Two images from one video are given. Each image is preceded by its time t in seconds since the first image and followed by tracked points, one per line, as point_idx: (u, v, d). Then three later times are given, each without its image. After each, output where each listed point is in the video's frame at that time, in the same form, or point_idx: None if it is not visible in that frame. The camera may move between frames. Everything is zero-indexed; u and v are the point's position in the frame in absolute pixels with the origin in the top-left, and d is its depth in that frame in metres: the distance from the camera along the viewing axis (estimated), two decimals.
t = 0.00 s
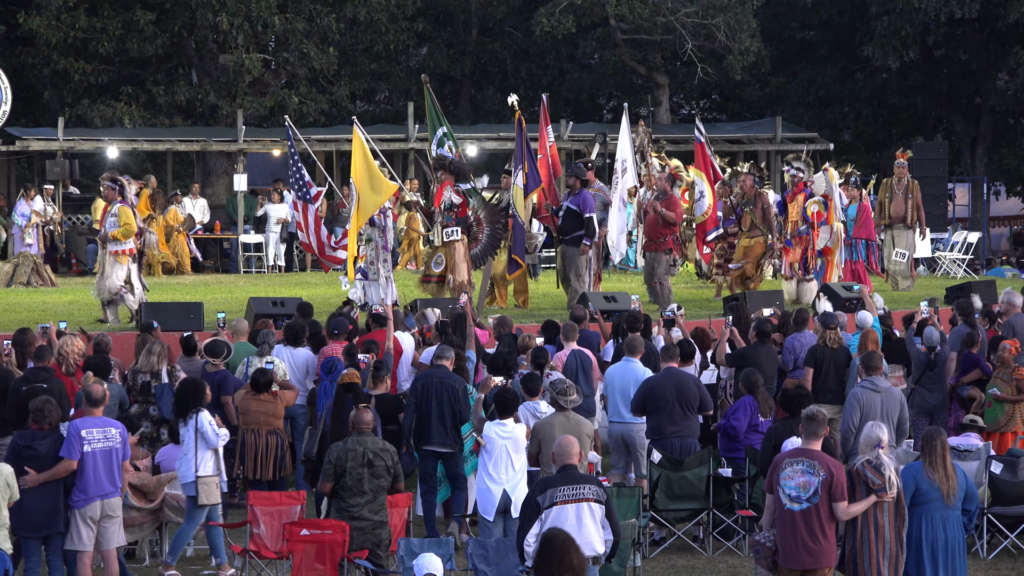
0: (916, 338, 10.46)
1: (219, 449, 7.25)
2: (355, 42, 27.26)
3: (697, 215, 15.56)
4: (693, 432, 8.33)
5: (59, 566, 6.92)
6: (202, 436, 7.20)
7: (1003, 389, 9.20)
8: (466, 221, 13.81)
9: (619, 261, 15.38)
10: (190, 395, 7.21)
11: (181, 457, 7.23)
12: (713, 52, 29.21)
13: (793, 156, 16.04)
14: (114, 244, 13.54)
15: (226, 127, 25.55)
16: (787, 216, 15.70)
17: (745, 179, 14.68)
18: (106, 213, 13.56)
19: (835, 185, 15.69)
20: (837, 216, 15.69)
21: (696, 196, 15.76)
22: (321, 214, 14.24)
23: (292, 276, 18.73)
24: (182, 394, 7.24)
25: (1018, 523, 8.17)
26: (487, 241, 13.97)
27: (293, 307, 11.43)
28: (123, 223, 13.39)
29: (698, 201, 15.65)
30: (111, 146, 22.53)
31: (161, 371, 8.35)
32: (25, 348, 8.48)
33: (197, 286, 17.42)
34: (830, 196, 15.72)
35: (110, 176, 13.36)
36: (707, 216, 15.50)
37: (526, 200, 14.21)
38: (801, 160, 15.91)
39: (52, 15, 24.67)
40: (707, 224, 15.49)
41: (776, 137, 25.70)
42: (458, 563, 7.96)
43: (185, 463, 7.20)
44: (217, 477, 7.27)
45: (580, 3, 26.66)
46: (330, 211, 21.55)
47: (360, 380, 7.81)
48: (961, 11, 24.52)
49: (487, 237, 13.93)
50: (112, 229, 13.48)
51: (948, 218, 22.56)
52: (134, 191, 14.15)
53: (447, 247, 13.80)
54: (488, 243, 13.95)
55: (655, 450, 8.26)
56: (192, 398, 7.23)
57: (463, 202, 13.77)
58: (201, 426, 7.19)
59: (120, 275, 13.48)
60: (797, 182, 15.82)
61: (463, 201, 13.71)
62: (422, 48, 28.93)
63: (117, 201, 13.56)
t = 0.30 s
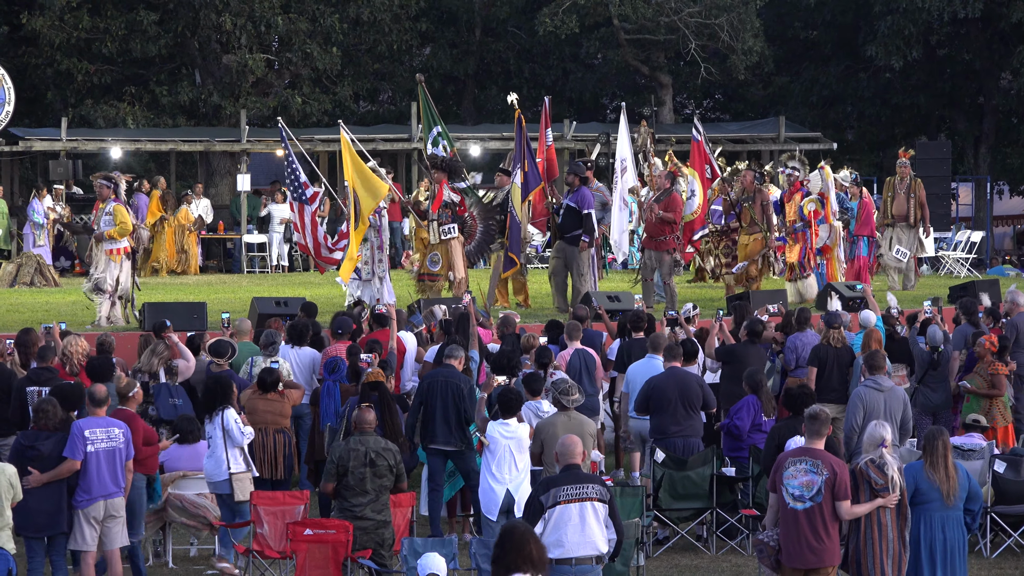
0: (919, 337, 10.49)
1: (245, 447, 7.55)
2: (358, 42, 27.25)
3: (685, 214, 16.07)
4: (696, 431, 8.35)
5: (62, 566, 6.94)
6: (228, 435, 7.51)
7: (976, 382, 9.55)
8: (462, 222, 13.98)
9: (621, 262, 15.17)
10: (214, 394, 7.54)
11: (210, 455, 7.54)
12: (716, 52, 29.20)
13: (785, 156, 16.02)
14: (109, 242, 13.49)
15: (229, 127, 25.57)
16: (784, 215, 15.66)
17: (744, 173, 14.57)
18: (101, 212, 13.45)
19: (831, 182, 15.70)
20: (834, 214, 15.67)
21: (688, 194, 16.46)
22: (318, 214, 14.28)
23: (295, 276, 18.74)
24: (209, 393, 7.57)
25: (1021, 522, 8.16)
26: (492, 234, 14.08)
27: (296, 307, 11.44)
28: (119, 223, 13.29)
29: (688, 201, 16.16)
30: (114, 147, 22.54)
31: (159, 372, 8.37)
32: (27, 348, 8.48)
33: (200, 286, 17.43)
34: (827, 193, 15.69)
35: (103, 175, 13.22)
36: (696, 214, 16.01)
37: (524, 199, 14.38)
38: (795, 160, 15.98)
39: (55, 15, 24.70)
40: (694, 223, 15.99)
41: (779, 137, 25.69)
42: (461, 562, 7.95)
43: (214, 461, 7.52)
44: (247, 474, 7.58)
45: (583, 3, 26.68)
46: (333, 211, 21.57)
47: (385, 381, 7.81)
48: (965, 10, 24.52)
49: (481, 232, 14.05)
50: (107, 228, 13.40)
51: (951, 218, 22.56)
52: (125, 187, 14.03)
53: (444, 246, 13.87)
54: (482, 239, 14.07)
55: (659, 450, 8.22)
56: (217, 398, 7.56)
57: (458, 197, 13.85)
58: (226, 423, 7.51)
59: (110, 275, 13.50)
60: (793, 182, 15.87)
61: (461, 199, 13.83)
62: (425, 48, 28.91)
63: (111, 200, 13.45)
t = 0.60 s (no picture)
0: (921, 334, 10.50)
1: (269, 448, 7.66)
2: (359, 41, 27.24)
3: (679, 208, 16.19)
4: (697, 430, 8.33)
5: (65, 566, 6.93)
6: (254, 436, 7.60)
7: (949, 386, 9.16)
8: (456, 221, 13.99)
9: (624, 258, 15.07)
10: (241, 396, 7.54)
11: (234, 455, 7.63)
12: (716, 51, 29.20)
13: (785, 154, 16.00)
14: (99, 245, 13.51)
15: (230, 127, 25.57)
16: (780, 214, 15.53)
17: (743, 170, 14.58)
18: (93, 215, 13.47)
19: (827, 182, 15.86)
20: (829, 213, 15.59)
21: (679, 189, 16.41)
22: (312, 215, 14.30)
23: (297, 275, 18.75)
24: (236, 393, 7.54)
25: None
26: (492, 232, 14.21)
27: (298, 307, 11.43)
28: (111, 227, 13.27)
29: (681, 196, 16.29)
30: (114, 147, 22.53)
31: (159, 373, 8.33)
32: (29, 349, 8.49)
33: (201, 286, 17.43)
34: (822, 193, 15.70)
35: (93, 177, 13.26)
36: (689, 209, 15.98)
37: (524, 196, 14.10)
38: (795, 157, 15.95)
39: (55, 16, 24.70)
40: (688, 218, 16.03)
41: (780, 135, 25.68)
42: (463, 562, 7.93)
43: (239, 461, 7.62)
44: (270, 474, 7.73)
45: (584, 2, 26.69)
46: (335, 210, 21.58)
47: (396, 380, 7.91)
48: (965, 8, 24.51)
49: (472, 236, 14.13)
50: (99, 231, 13.41)
51: (952, 215, 22.56)
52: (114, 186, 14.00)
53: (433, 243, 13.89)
54: (473, 242, 14.15)
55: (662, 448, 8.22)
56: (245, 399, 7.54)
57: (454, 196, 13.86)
58: (253, 426, 7.57)
59: (100, 275, 13.51)
60: (791, 180, 15.71)
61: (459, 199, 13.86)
62: (425, 48, 28.91)
63: (104, 202, 13.45)
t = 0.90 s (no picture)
0: (925, 333, 10.47)
1: (300, 446, 7.64)
2: (363, 39, 27.25)
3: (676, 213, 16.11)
4: (701, 428, 8.32)
5: (67, 564, 6.91)
6: (286, 434, 7.56)
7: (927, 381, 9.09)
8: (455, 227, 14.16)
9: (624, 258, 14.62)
10: (274, 395, 7.49)
11: (265, 452, 7.59)
12: (720, 49, 29.19)
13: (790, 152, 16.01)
14: (89, 245, 13.50)
15: (233, 124, 25.59)
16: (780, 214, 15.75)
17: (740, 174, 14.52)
18: (82, 213, 13.38)
19: (832, 182, 15.69)
20: (832, 213, 15.63)
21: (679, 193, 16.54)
22: (309, 215, 14.33)
23: (299, 273, 18.75)
24: (271, 391, 7.48)
25: None
26: (492, 230, 14.17)
27: (301, 304, 11.41)
28: (99, 227, 13.20)
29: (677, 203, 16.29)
30: (118, 144, 22.54)
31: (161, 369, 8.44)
32: (32, 346, 8.48)
33: (204, 284, 17.43)
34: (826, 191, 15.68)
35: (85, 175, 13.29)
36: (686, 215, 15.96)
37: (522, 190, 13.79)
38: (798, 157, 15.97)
39: (59, 13, 24.75)
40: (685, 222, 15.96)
41: (784, 133, 25.66)
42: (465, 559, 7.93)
43: (270, 460, 7.58)
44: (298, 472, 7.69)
45: None
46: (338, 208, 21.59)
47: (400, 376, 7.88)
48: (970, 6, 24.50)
49: (471, 239, 14.11)
50: (87, 230, 13.36)
51: (956, 214, 22.55)
52: (104, 184, 14.01)
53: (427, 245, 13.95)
54: (470, 246, 14.13)
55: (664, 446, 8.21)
56: (275, 397, 7.48)
57: (452, 200, 13.97)
58: (285, 423, 7.52)
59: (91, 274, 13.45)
60: (793, 178, 15.83)
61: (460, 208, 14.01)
62: (429, 46, 28.93)
63: (94, 200, 13.40)
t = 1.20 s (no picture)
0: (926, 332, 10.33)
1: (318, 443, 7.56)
2: (365, 36, 27.22)
3: (680, 210, 15.71)
4: (701, 426, 8.33)
5: (67, 561, 6.94)
6: (306, 430, 7.50)
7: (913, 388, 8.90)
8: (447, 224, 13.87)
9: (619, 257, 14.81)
10: (298, 391, 7.39)
11: (281, 448, 7.50)
12: (722, 47, 29.16)
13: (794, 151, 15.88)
14: (82, 241, 13.54)
15: (236, 121, 25.56)
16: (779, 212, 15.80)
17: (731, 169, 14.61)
18: (76, 210, 13.55)
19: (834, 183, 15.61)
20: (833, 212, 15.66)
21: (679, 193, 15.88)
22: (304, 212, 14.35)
23: (301, 270, 18.75)
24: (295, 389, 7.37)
25: None
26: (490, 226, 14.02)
27: (303, 302, 11.42)
28: (92, 222, 13.39)
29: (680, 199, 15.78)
30: (120, 142, 22.53)
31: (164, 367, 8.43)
32: (33, 343, 8.50)
33: (206, 281, 17.44)
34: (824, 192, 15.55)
35: (78, 172, 13.37)
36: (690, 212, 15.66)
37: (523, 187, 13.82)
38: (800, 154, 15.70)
39: (61, 10, 24.78)
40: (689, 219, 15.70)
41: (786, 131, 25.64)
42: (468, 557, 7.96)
43: (290, 455, 7.50)
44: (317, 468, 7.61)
45: None
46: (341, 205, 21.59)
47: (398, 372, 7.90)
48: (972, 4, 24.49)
49: (467, 231, 13.88)
50: (79, 226, 13.48)
51: (957, 212, 22.56)
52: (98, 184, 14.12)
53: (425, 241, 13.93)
54: (467, 239, 13.90)
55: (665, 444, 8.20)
56: (294, 394, 7.40)
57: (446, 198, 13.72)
58: (306, 420, 7.46)
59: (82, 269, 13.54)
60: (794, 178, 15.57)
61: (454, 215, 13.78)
62: (431, 43, 28.91)
63: (87, 198, 13.56)
